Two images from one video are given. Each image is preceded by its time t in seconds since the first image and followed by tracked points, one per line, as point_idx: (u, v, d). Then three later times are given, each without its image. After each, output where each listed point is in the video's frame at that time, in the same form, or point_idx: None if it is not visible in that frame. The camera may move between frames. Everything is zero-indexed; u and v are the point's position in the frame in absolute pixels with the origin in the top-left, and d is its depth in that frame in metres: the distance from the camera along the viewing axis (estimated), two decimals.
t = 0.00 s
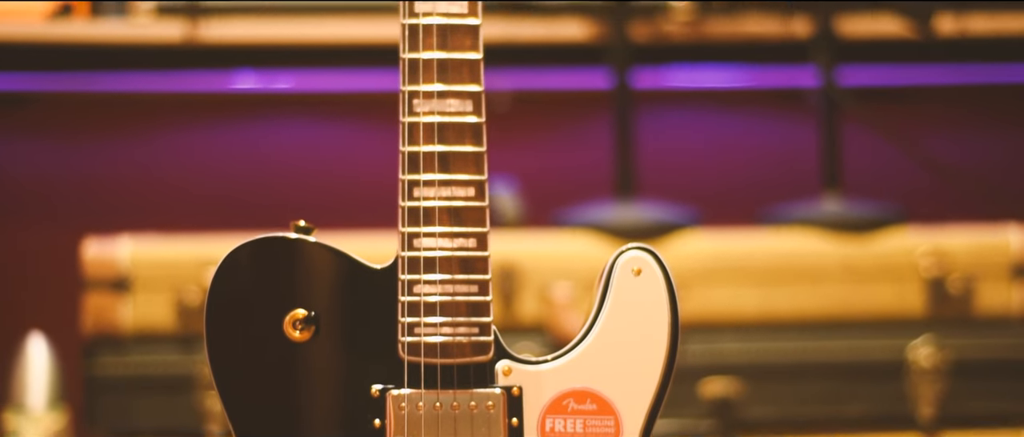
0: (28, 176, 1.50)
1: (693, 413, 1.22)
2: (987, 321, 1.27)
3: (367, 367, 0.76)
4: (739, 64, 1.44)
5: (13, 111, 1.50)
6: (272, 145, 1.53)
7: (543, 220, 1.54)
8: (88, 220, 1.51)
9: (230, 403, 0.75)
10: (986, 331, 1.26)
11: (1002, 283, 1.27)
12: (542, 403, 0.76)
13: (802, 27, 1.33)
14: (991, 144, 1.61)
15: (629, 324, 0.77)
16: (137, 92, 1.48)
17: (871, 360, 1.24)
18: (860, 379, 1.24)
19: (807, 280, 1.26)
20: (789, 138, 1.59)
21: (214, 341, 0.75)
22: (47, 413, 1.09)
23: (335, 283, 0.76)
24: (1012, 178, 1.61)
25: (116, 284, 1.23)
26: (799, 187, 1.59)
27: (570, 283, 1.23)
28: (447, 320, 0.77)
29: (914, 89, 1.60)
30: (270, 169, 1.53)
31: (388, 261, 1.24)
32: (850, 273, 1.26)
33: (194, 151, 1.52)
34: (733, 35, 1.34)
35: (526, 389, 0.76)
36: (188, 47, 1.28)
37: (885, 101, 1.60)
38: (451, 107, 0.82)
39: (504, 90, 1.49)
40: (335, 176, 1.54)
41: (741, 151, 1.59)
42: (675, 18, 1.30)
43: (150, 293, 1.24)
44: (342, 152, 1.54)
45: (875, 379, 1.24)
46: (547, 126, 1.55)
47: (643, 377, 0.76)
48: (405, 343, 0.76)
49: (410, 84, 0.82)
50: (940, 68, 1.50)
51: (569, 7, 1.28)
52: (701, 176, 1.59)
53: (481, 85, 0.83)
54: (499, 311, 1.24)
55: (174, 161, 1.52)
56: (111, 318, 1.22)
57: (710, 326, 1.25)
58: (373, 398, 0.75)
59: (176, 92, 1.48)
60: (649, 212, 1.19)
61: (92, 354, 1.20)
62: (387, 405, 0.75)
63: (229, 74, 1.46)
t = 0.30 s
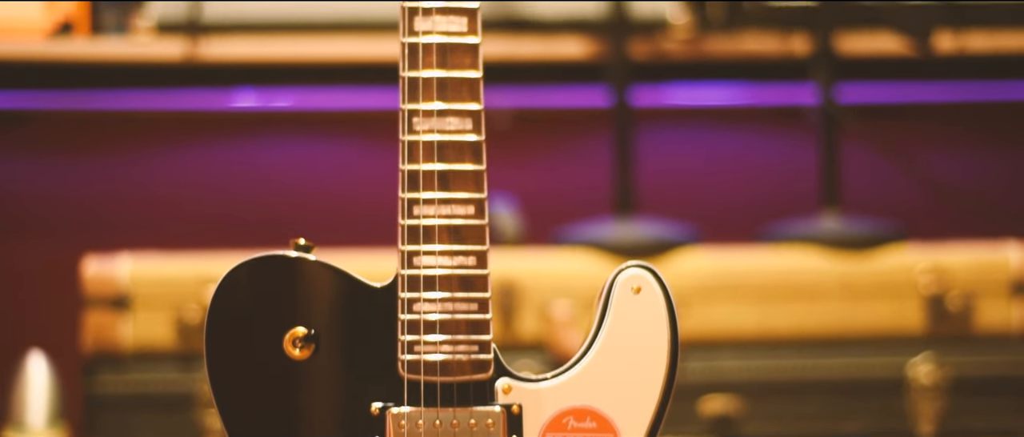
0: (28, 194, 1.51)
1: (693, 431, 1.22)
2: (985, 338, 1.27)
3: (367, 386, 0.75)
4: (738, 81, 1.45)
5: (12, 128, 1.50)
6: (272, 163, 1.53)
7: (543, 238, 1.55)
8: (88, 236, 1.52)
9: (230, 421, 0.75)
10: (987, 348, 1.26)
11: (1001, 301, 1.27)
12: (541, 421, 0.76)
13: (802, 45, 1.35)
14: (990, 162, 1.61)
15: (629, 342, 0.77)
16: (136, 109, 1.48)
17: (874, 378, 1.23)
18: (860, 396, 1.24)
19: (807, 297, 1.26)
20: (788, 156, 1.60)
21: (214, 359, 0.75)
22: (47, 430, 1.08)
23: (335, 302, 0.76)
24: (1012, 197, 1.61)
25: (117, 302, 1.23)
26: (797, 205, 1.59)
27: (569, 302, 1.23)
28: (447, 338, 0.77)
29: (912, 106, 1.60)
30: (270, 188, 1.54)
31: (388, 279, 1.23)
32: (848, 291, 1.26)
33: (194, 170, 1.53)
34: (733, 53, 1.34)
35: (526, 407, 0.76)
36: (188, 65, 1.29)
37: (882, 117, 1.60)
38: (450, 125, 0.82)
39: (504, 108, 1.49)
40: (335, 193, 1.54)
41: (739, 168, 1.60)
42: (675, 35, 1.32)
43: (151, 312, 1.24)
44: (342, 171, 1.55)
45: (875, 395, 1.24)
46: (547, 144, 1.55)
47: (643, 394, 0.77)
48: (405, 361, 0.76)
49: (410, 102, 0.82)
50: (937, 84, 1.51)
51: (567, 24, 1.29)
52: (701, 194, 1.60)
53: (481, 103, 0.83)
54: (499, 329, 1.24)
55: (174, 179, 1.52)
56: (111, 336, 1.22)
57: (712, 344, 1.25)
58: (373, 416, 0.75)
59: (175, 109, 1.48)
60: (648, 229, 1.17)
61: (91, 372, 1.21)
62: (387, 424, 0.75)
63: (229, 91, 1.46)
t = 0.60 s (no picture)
0: (31, 213, 1.52)
1: None
2: (987, 356, 1.27)
3: (366, 404, 0.75)
4: (739, 99, 1.46)
5: (12, 147, 1.50)
6: (272, 182, 1.54)
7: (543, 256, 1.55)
8: (88, 255, 1.52)
9: None
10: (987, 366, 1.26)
11: (1000, 319, 1.28)
12: None
13: (801, 63, 1.36)
14: (989, 179, 1.62)
15: (629, 360, 0.77)
16: (138, 128, 1.49)
17: (871, 396, 1.22)
18: (862, 415, 1.21)
19: (806, 315, 1.26)
20: (787, 174, 1.60)
21: (213, 378, 0.75)
22: None
23: (336, 321, 0.76)
24: (1012, 214, 1.62)
25: (117, 321, 1.23)
26: (797, 223, 1.60)
27: (569, 320, 1.23)
28: (447, 356, 0.77)
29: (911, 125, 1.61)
30: (271, 206, 1.54)
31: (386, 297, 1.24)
32: (847, 309, 1.26)
33: (195, 188, 1.53)
34: (732, 71, 1.34)
35: (526, 426, 0.76)
36: (188, 84, 1.30)
37: (882, 136, 1.61)
38: (450, 144, 0.82)
39: (504, 126, 1.51)
40: (336, 211, 1.55)
41: (739, 187, 1.60)
42: (674, 54, 1.34)
43: (151, 330, 1.24)
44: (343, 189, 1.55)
45: (873, 414, 1.21)
46: (547, 162, 1.56)
47: (643, 412, 0.76)
48: (405, 380, 0.76)
49: (409, 120, 0.82)
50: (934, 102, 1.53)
51: (568, 42, 1.34)
52: (701, 212, 1.60)
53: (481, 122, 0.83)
54: (499, 347, 1.24)
55: (176, 197, 1.53)
56: (111, 354, 1.22)
57: (712, 360, 1.26)
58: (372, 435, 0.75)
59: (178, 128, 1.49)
60: (650, 247, 1.17)
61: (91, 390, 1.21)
62: None
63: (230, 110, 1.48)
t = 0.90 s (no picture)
0: (31, 230, 1.52)
1: None
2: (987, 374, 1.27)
3: (366, 424, 0.75)
4: (740, 118, 1.47)
5: (12, 167, 1.51)
6: (272, 201, 1.54)
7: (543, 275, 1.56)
8: (87, 274, 1.53)
9: None
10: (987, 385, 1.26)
11: (1000, 337, 1.27)
12: None
13: (800, 81, 1.36)
14: (989, 198, 1.62)
15: (629, 378, 0.77)
16: (138, 147, 1.49)
17: (875, 413, 1.21)
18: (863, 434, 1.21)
19: (806, 334, 1.25)
20: (786, 192, 1.61)
21: (213, 398, 0.75)
22: None
23: (335, 340, 0.76)
24: (1012, 232, 1.62)
25: (116, 340, 1.22)
26: (796, 241, 1.61)
27: (569, 338, 1.23)
28: (447, 375, 0.77)
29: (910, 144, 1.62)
30: (271, 225, 1.55)
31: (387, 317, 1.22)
32: (846, 327, 1.26)
33: (195, 207, 1.54)
34: (733, 89, 1.36)
35: None
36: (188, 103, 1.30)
37: (881, 155, 1.62)
38: (449, 164, 0.82)
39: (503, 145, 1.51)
40: (336, 230, 1.56)
41: (739, 205, 1.61)
42: (674, 72, 1.34)
43: (151, 348, 1.23)
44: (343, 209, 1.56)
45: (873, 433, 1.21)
46: (547, 180, 1.56)
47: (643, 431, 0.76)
48: (405, 399, 0.76)
49: (409, 139, 0.82)
50: (936, 120, 1.52)
51: (568, 61, 1.32)
52: (701, 231, 1.61)
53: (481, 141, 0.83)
54: (499, 365, 1.24)
55: (176, 217, 1.53)
56: (111, 374, 1.21)
57: (710, 379, 1.25)
58: None
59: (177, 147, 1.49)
60: (649, 266, 1.18)
61: (91, 409, 1.20)
62: None
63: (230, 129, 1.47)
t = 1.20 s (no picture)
0: (31, 251, 1.53)
1: None
2: (986, 393, 1.25)
3: None
4: (738, 137, 1.48)
5: (12, 185, 1.51)
6: (272, 219, 1.55)
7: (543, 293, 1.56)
8: (87, 293, 1.53)
9: None
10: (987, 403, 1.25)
11: (1001, 356, 1.26)
12: None
13: (800, 99, 1.39)
14: (988, 215, 1.63)
15: (627, 397, 0.76)
16: (137, 166, 1.50)
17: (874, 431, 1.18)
18: None
19: (807, 352, 1.23)
20: (785, 210, 1.61)
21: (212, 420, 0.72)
22: None
23: (334, 360, 0.72)
24: (1012, 251, 1.62)
25: (117, 359, 1.20)
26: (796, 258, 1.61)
27: (569, 357, 1.22)
28: (447, 394, 0.73)
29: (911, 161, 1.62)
30: (271, 244, 1.55)
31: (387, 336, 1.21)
32: (847, 345, 1.23)
33: (195, 226, 1.54)
34: (733, 108, 1.37)
35: None
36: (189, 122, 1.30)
37: (881, 173, 1.62)
38: (449, 183, 0.76)
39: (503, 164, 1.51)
40: (336, 248, 1.56)
41: (739, 223, 1.61)
42: (674, 91, 1.37)
43: (151, 368, 1.22)
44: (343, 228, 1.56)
45: None
46: (546, 198, 1.57)
47: None
48: (404, 418, 0.71)
49: (408, 160, 0.76)
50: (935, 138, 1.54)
51: (568, 80, 1.36)
52: (701, 249, 1.61)
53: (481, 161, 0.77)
54: (499, 384, 1.23)
55: (176, 236, 1.54)
56: (111, 393, 1.19)
57: (710, 397, 1.23)
58: None
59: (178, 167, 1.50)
60: (650, 283, 1.19)
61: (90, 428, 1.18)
62: None
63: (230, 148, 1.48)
